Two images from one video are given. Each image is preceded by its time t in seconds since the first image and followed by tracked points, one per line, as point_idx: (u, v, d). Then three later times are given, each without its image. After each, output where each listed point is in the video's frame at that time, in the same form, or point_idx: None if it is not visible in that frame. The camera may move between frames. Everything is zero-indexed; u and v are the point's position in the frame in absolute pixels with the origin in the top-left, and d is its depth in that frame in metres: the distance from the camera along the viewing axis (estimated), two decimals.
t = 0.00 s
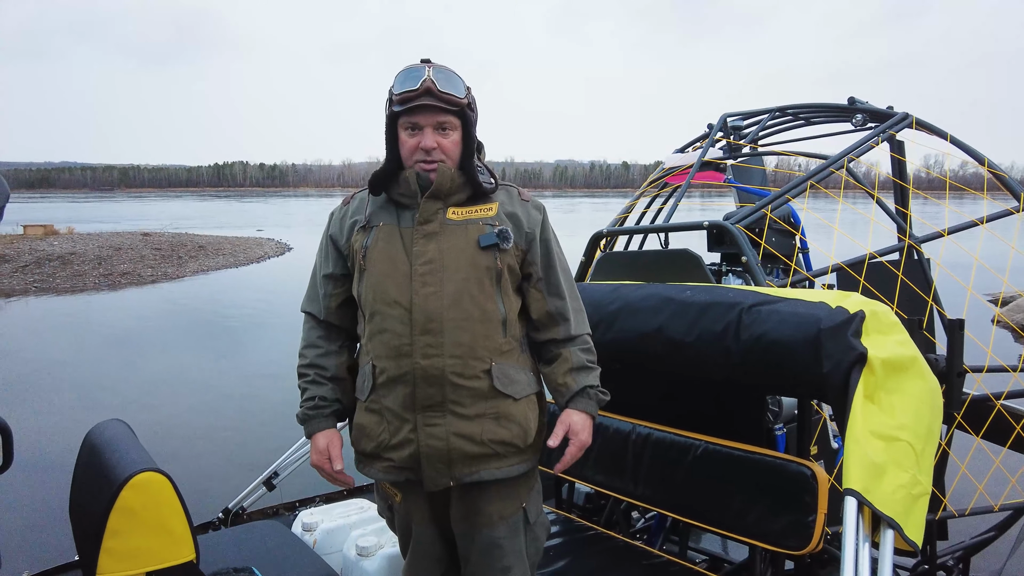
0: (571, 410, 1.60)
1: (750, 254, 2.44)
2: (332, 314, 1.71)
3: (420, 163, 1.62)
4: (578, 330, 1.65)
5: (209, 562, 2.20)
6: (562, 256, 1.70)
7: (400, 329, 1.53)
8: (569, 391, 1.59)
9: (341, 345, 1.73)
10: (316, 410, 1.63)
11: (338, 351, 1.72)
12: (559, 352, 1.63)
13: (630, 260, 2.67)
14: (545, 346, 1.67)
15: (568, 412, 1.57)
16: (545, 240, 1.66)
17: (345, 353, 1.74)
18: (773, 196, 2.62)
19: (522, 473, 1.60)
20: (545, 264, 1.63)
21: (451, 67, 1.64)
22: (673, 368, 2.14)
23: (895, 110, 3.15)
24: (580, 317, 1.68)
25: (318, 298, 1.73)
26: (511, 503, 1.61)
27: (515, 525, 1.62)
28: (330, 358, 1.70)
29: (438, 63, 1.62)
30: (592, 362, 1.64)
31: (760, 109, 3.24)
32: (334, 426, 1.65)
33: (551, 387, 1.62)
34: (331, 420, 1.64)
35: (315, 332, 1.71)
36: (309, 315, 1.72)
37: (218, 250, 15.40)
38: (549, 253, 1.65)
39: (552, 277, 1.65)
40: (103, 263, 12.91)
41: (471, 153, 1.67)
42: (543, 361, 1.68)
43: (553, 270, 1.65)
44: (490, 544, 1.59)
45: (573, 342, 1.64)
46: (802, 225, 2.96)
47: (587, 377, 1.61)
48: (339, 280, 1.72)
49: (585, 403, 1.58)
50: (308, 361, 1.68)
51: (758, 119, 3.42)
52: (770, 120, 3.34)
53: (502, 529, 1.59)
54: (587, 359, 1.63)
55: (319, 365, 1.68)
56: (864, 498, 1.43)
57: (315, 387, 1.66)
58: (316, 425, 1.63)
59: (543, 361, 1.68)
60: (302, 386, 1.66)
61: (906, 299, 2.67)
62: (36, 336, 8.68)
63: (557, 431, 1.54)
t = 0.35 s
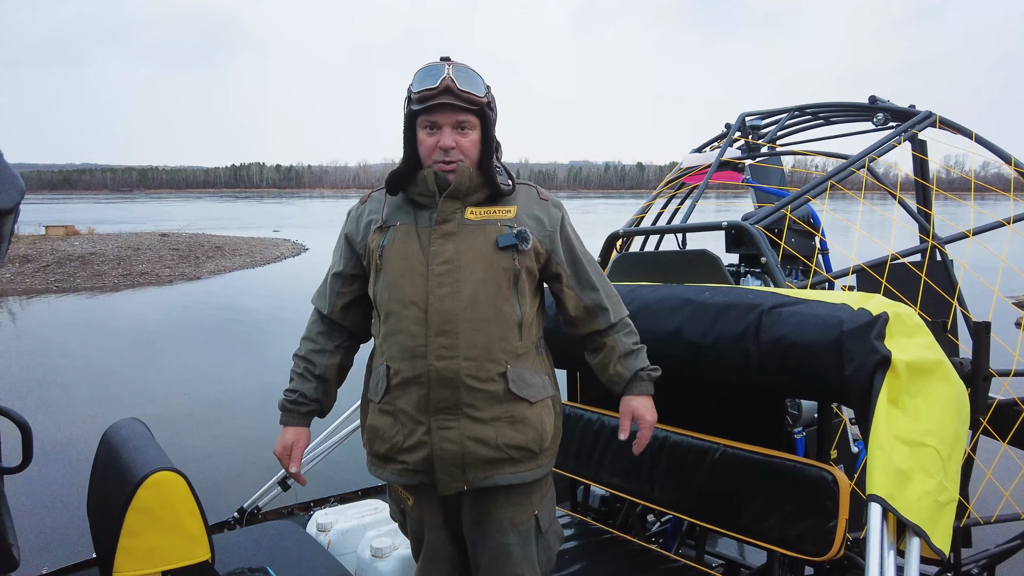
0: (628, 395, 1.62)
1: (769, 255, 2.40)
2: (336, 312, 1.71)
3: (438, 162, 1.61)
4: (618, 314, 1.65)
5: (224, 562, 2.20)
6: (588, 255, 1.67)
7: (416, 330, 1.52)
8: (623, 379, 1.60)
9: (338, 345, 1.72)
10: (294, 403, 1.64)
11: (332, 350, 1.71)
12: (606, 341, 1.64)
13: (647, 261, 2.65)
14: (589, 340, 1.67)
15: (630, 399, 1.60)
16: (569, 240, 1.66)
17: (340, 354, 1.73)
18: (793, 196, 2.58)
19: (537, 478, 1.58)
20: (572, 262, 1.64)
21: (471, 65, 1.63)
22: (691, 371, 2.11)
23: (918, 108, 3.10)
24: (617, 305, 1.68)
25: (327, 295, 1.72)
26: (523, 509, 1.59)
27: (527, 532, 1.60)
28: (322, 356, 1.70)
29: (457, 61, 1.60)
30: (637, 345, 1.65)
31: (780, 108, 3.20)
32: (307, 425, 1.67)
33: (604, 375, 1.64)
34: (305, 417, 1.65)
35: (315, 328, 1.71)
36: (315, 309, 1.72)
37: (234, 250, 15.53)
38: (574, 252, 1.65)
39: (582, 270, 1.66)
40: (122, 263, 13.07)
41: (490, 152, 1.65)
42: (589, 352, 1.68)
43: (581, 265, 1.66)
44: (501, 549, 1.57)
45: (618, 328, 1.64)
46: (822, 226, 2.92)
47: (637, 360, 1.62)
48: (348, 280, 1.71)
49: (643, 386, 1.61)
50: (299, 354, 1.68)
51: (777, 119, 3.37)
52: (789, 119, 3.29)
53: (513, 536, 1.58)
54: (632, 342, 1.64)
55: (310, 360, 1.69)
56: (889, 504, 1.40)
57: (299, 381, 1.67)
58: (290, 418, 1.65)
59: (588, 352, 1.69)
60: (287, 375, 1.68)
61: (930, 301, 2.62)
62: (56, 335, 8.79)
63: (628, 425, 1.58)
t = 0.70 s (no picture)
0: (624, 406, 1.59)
1: (788, 256, 2.37)
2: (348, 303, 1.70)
3: (458, 163, 1.60)
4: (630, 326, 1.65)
5: (239, 562, 2.21)
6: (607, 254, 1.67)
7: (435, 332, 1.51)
8: (621, 388, 1.58)
9: (351, 332, 1.72)
10: (314, 382, 1.61)
11: (346, 334, 1.70)
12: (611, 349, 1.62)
13: (664, 262, 2.62)
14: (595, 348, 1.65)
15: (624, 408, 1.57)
16: (586, 243, 1.64)
17: (352, 339, 1.72)
18: (812, 196, 2.55)
19: (556, 481, 1.57)
20: (586, 262, 1.61)
21: (491, 65, 1.62)
22: (708, 373, 2.09)
23: (939, 107, 3.05)
24: (628, 316, 1.67)
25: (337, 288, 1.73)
26: (542, 511, 1.57)
27: (547, 533, 1.59)
28: (337, 339, 1.69)
29: (478, 62, 1.59)
30: (643, 357, 1.63)
31: (797, 107, 3.17)
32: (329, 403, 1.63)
33: (605, 383, 1.62)
34: (327, 395, 1.62)
35: (327, 316, 1.70)
36: (322, 301, 1.72)
37: (249, 250, 15.64)
38: (590, 255, 1.63)
39: (596, 276, 1.64)
40: (139, 263, 13.21)
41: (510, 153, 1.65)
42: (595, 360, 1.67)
43: (595, 271, 1.64)
44: (521, 551, 1.55)
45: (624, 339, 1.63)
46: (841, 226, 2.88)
47: (641, 371, 1.60)
48: (364, 283, 1.72)
49: (638, 399, 1.58)
50: (314, 338, 1.67)
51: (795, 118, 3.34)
52: (807, 119, 3.26)
53: (533, 538, 1.56)
54: (637, 354, 1.62)
55: (324, 344, 1.67)
56: (914, 511, 1.37)
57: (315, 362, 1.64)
58: (312, 396, 1.60)
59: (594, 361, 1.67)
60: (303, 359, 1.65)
61: (952, 304, 2.58)
62: (74, 334, 8.88)
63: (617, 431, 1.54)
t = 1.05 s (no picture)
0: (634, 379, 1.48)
1: (805, 257, 2.34)
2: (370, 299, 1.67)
3: (474, 165, 1.59)
4: (639, 310, 1.58)
5: (252, 562, 2.21)
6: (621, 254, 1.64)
7: (449, 333, 1.50)
8: (627, 362, 1.51)
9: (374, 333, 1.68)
10: (348, 375, 1.54)
11: (371, 333, 1.66)
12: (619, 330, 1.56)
13: (679, 263, 2.60)
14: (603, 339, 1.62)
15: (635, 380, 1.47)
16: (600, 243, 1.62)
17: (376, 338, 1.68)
18: (829, 197, 2.52)
19: (568, 483, 1.55)
20: (598, 261, 1.59)
21: (509, 67, 1.60)
22: (724, 376, 2.07)
23: (960, 106, 3.00)
24: (641, 302, 1.61)
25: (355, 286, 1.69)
26: (555, 512, 1.56)
27: (559, 534, 1.57)
28: (363, 339, 1.64)
29: (495, 63, 1.58)
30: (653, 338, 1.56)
31: (815, 107, 3.13)
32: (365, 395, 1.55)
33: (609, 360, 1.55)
34: (362, 387, 1.54)
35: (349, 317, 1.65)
36: (340, 299, 1.68)
37: (262, 250, 15.74)
38: (604, 256, 1.61)
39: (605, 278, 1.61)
40: (155, 262, 13.31)
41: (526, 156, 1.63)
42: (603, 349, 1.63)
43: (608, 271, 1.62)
44: (534, 552, 1.54)
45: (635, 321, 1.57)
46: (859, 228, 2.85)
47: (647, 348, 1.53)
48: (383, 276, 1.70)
49: (649, 371, 1.48)
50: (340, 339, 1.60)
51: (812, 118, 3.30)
52: (825, 118, 3.22)
53: (546, 539, 1.55)
54: (647, 334, 1.55)
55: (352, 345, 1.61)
56: (935, 518, 1.34)
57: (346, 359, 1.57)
58: (347, 390, 1.52)
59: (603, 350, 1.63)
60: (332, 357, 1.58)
61: (973, 306, 2.54)
62: (91, 332, 8.96)
63: (628, 404, 1.42)
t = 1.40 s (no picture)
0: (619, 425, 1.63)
1: (821, 258, 2.31)
2: (390, 318, 1.69)
3: (484, 161, 1.57)
4: (636, 340, 1.60)
5: (263, 562, 2.21)
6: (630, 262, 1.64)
7: (464, 338, 1.49)
8: (618, 412, 1.61)
9: (400, 350, 1.73)
10: (371, 410, 1.67)
11: (395, 353, 1.71)
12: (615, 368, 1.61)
13: (693, 264, 2.57)
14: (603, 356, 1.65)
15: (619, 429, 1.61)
16: (613, 246, 1.60)
17: (402, 357, 1.74)
18: (846, 197, 2.49)
19: (586, 487, 1.54)
20: (611, 267, 1.57)
21: (519, 61, 1.58)
22: (739, 378, 2.04)
23: (979, 104, 2.95)
24: (641, 325, 1.62)
25: (378, 299, 1.71)
26: (573, 515, 1.54)
27: (577, 537, 1.56)
28: (387, 363, 1.71)
29: (504, 56, 1.56)
30: (645, 381, 1.60)
31: (830, 105, 3.09)
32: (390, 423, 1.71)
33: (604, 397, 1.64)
34: (384, 421, 1.68)
35: (376, 337, 1.71)
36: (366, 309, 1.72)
37: (274, 250, 15.81)
38: (616, 259, 1.59)
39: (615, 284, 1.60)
40: (167, 262, 13.40)
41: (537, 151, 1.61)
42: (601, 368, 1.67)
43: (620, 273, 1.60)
44: (551, 556, 1.52)
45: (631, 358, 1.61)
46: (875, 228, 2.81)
47: (637, 399, 1.60)
48: (399, 287, 1.69)
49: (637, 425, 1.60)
50: (367, 364, 1.69)
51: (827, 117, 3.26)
52: (840, 117, 3.18)
53: (564, 542, 1.53)
54: (640, 379, 1.60)
55: (377, 371, 1.70)
56: (958, 526, 1.32)
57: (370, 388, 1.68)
58: (372, 424, 1.69)
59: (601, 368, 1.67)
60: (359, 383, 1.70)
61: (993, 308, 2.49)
62: (104, 331, 9.03)
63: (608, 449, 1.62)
